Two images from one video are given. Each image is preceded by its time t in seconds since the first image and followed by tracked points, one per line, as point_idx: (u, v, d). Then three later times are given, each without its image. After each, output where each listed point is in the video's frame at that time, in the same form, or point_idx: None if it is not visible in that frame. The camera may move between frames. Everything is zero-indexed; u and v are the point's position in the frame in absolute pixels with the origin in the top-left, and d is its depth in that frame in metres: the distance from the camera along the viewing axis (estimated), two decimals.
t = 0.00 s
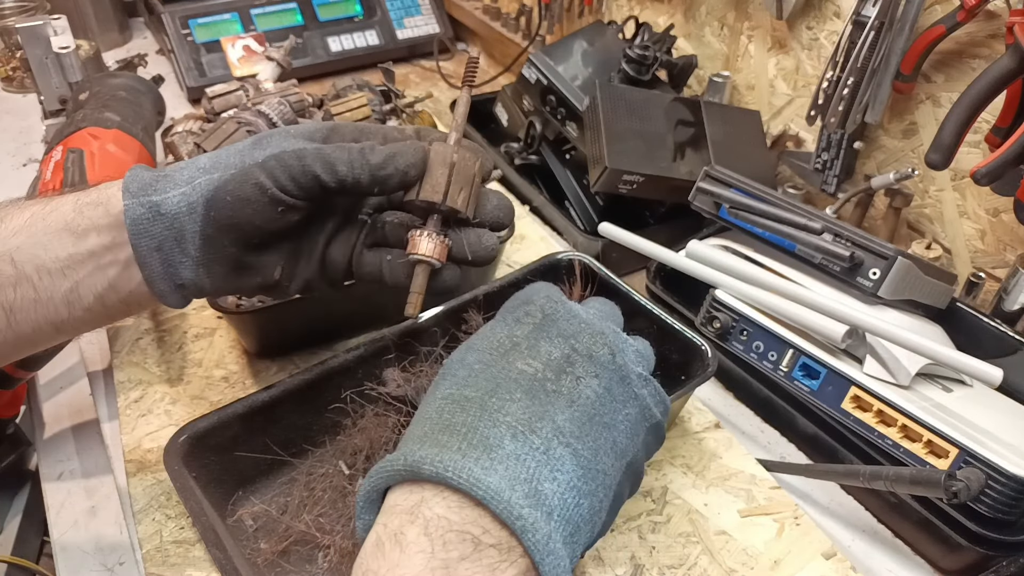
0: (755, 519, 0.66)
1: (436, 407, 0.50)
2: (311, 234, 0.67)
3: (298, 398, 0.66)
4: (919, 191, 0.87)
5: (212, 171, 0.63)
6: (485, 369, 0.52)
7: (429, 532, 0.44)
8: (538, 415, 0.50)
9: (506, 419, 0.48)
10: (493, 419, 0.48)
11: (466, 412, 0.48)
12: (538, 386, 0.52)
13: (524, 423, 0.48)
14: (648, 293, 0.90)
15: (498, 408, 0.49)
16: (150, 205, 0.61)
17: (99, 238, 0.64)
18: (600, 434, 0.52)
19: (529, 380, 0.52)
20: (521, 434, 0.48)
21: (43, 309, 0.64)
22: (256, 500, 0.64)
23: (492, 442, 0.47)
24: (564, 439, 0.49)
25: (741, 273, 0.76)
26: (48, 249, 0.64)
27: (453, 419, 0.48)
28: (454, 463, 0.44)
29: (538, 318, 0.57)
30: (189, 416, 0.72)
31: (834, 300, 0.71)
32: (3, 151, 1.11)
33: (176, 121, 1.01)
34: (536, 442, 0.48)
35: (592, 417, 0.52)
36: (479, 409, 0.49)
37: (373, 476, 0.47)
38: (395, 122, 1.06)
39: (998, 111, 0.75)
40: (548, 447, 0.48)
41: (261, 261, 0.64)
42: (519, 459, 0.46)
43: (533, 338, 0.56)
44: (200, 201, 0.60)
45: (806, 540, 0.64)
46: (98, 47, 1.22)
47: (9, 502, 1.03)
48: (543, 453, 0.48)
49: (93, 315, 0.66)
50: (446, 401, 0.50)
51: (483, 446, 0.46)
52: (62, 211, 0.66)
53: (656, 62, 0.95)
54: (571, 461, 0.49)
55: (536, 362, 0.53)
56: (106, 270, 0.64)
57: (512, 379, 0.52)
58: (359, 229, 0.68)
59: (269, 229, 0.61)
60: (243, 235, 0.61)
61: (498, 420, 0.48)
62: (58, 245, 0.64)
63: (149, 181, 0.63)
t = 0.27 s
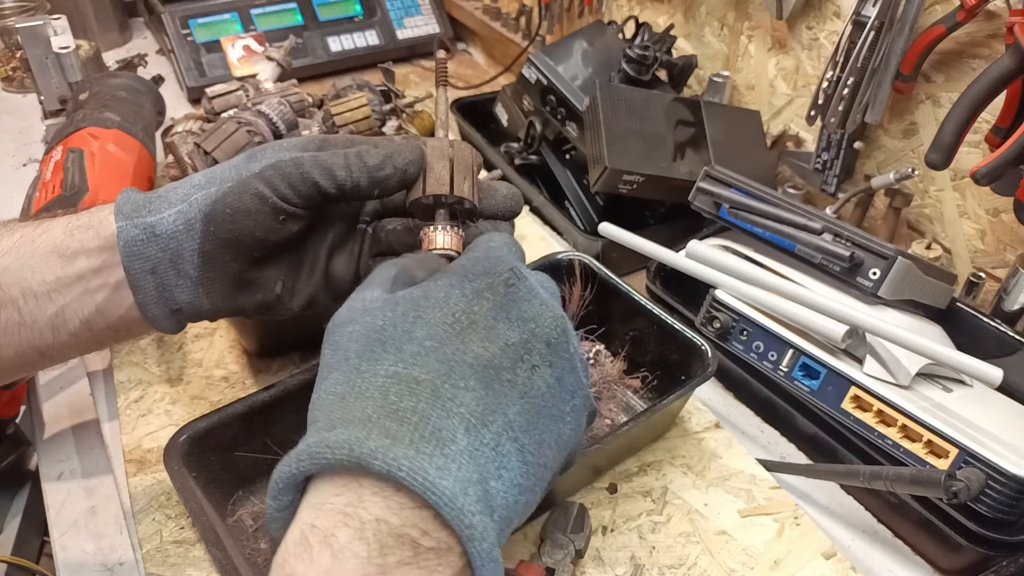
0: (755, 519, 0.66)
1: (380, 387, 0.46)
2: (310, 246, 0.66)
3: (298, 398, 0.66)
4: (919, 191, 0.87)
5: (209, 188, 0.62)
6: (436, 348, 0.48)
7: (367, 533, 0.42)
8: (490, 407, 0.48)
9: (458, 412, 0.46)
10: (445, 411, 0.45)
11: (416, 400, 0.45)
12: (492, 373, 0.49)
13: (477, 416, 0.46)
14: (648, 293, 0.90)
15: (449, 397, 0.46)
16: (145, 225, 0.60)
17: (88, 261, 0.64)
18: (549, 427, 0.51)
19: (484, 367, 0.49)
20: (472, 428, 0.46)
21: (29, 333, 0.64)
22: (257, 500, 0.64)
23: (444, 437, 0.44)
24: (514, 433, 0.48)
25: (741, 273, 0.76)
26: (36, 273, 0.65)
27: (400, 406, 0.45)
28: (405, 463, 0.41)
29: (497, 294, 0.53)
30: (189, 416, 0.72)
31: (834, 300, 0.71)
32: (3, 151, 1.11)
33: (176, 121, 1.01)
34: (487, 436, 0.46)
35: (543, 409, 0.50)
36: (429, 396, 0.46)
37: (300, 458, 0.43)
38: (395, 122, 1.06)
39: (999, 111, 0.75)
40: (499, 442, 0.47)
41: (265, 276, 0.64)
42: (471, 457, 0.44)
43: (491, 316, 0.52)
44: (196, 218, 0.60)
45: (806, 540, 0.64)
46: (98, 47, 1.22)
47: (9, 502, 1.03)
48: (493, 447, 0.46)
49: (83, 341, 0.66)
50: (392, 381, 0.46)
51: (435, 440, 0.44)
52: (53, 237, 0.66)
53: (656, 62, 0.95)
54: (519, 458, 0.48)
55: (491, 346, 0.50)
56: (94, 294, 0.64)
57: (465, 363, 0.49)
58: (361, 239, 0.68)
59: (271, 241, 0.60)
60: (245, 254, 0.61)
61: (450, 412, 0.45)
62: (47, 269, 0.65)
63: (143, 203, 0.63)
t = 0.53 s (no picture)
0: (755, 519, 0.66)
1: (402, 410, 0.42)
2: (282, 255, 0.67)
3: (298, 398, 0.66)
4: (919, 191, 0.87)
5: (173, 193, 0.57)
6: (461, 362, 0.43)
7: (387, 568, 0.38)
8: (523, 427, 0.41)
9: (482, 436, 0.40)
10: (466, 435, 0.40)
11: (437, 424, 0.41)
12: (527, 390, 0.42)
13: (505, 438, 0.40)
14: (648, 293, 0.90)
15: (473, 418, 0.41)
16: (104, 228, 0.55)
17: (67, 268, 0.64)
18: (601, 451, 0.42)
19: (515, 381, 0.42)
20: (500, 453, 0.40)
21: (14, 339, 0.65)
22: (256, 500, 0.64)
23: (463, 465, 0.39)
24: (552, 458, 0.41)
25: (741, 273, 0.76)
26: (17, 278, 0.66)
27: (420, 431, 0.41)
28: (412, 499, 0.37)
29: (532, 297, 0.45)
30: (189, 416, 0.72)
31: (834, 300, 0.71)
32: (3, 151, 1.11)
33: (176, 121, 1.01)
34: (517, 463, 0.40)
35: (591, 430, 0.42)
36: (452, 418, 0.41)
37: (325, 487, 0.41)
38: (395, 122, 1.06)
39: (999, 111, 0.75)
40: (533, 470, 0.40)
41: (234, 282, 0.65)
42: (496, 488, 0.38)
43: (525, 325, 0.44)
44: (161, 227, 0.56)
45: (806, 539, 0.64)
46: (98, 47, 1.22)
47: (9, 502, 1.03)
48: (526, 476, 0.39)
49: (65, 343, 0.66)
50: (414, 403, 0.42)
51: (451, 469, 0.39)
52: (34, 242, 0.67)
53: (656, 62, 0.95)
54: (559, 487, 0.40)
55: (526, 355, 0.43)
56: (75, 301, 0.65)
57: (492, 377, 0.42)
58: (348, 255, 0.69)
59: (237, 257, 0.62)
60: (216, 263, 0.62)
61: (472, 437, 0.40)
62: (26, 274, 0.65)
63: (97, 197, 0.56)
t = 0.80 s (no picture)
0: (755, 519, 0.66)
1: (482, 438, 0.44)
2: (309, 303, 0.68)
3: (297, 398, 0.66)
4: (919, 191, 0.87)
5: (185, 324, 0.60)
6: (539, 393, 0.46)
7: None
8: (602, 456, 0.43)
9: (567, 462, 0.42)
10: (552, 460, 0.42)
11: (523, 450, 0.42)
12: (602, 420, 0.45)
13: (588, 465, 0.42)
14: (648, 293, 0.90)
15: (556, 445, 0.43)
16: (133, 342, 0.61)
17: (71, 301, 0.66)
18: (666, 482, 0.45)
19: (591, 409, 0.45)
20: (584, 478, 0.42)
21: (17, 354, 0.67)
22: (256, 501, 0.64)
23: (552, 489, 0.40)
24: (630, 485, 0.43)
25: (741, 273, 0.76)
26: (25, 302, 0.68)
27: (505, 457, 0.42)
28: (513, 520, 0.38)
29: (599, 335, 0.50)
30: (189, 416, 0.72)
31: (834, 300, 0.71)
32: (3, 151, 1.11)
33: (176, 121, 1.01)
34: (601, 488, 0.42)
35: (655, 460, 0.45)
36: (535, 445, 0.43)
37: (407, 512, 0.42)
38: (395, 122, 1.06)
39: (999, 111, 0.75)
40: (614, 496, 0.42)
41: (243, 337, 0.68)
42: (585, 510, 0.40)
43: (595, 359, 0.49)
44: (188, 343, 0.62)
45: (807, 539, 0.64)
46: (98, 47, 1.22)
47: (9, 502, 1.03)
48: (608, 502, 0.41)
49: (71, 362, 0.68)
50: (495, 430, 0.44)
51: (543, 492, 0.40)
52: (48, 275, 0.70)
53: (656, 62, 0.95)
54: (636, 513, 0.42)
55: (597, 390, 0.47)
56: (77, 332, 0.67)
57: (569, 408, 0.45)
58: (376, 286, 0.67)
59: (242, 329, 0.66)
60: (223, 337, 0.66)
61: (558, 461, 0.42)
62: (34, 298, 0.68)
63: (107, 327, 0.58)
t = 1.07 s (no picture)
0: (755, 519, 0.66)
1: (476, 448, 0.43)
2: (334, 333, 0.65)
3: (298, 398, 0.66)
4: (919, 191, 0.87)
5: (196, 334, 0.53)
6: (531, 396, 0.45)
7: None
8: (598, 453, 0.43)
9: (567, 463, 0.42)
10: (552, 461, 0.41)
11: (528, 458, 0.42)
12: (593, 417, 0.46)
13: (587, 464, 0.42)
14: (648, 293, 0.90)
15: (556, 446, 0.43)
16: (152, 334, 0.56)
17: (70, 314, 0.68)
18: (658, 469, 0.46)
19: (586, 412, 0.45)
20: (583, 477, 0.42)
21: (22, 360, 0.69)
22: (256, 500, 0.64)
23: (559, 491, 0.40)
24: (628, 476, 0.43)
25: (741, 273, 0.76)
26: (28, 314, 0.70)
27: (508, 465, 0.41)
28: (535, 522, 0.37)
29: (579, 331, 0.51)
30: (189, 416, 0.72)
31: (834, 300, 0.71)
32: (3, 151, 1.11)
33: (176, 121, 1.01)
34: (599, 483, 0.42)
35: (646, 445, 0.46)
36: (535, 448, 0.42)
37: (406, 531, 0.40)
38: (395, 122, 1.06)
39: (999, 111, 0.75)
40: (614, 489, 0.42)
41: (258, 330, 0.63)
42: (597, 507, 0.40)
43: (578, 356, 0.49)
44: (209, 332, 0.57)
45: (806, 539, 0.64)
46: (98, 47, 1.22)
47: (9, 502, 1.03)
48: (609, 497, 0.42)
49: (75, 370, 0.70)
50: (490, 435, 0.43)
51: (552, 496, 0.40)
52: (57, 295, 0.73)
53: (656, 62, 0.95)
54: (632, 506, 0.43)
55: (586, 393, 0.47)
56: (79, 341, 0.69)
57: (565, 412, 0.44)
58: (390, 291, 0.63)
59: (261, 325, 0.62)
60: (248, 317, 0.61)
61: (561, 466, 0.42)
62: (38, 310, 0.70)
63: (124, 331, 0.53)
